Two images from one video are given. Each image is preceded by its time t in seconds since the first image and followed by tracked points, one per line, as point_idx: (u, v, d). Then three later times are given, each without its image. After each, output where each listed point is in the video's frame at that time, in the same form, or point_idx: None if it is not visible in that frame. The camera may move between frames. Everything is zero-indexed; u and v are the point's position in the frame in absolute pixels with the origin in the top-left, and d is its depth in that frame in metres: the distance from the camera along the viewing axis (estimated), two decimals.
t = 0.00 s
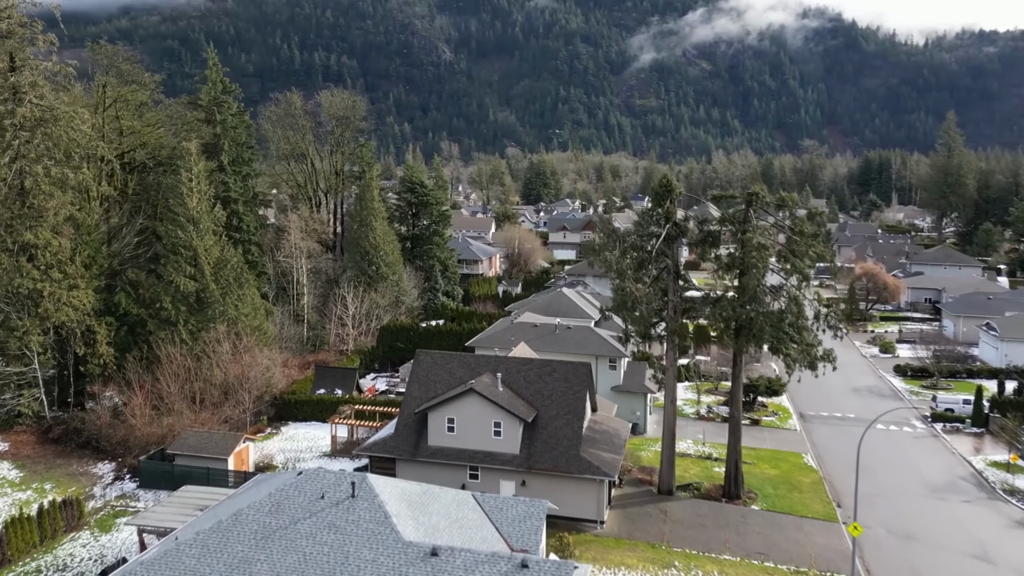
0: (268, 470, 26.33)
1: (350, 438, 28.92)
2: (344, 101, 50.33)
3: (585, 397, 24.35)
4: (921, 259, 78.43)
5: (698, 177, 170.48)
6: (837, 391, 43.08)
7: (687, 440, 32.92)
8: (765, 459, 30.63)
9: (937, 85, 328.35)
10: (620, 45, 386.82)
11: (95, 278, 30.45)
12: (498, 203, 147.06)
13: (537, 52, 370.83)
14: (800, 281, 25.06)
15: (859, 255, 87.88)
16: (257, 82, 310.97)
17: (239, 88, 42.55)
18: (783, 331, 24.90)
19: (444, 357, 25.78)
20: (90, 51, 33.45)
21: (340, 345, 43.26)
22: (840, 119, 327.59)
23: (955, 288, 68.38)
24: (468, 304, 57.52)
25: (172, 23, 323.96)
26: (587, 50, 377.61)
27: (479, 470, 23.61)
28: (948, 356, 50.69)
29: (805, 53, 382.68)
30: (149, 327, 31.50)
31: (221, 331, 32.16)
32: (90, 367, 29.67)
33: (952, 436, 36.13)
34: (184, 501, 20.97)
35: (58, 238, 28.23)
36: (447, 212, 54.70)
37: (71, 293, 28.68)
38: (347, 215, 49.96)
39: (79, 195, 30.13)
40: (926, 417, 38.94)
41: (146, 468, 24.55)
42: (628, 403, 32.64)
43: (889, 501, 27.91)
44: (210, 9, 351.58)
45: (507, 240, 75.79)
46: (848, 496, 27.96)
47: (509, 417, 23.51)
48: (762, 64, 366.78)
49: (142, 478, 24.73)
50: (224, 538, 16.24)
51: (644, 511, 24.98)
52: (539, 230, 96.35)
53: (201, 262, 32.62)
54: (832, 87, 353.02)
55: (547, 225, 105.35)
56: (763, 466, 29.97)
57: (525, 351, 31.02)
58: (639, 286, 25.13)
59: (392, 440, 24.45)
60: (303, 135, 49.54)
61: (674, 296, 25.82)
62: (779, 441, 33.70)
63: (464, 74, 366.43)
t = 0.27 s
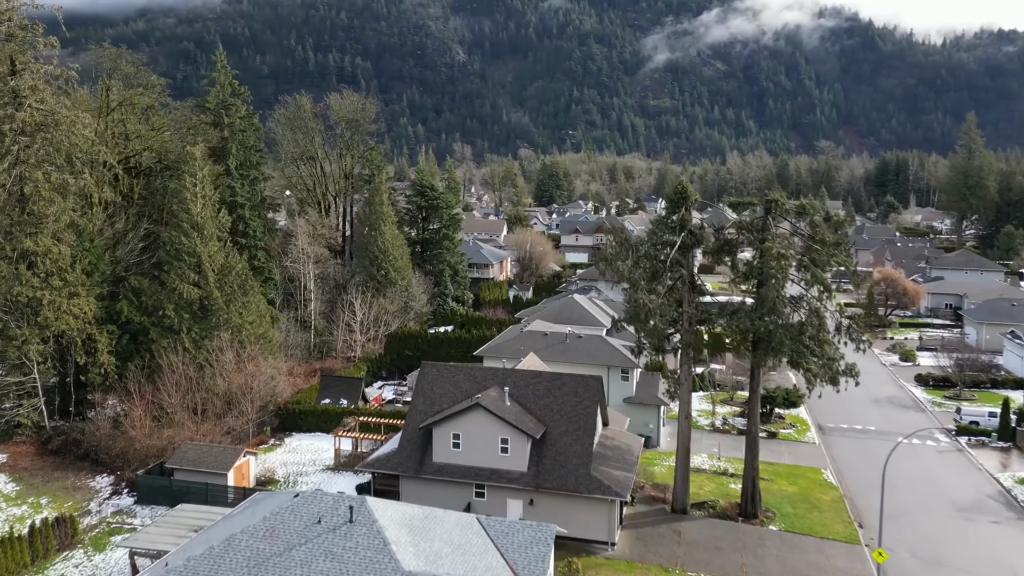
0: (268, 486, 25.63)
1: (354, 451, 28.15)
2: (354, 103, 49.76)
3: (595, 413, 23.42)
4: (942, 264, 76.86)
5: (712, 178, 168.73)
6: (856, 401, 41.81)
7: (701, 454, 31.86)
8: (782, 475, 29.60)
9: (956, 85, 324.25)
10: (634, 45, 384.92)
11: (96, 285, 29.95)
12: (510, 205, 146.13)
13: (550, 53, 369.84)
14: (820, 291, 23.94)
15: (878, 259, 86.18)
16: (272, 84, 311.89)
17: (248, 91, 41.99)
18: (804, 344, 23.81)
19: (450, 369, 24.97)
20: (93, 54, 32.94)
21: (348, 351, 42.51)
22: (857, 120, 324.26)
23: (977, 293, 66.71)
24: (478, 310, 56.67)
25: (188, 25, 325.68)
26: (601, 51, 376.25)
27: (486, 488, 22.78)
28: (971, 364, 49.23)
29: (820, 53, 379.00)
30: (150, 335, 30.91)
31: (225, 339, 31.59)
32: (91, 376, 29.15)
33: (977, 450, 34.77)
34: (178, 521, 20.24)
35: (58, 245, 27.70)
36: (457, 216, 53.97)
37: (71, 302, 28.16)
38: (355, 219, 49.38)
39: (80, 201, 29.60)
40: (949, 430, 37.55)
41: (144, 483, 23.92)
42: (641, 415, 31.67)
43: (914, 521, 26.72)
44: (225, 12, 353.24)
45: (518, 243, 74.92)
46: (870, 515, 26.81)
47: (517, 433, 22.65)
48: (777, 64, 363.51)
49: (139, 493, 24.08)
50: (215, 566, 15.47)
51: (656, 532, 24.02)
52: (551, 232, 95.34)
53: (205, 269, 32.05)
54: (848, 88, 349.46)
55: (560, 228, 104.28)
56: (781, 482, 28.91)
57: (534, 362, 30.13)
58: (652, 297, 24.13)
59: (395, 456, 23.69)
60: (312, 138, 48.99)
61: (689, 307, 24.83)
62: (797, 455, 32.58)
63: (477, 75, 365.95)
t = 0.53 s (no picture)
0: (265, 502, 24.86)
1: (356, 465, 27.36)
2: (361, 105, 49.12)
3: (604, 429, 22.46)
4: (959, 268, 75.36)
5: (725, 180, 167.02)
6: (873, 412, 40.57)
7: (714, 468, 30.85)
8: (798, 492, 28.54)
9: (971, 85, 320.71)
10: (646, 46, 383.21)
11: (94, 293, 29.32)
12: (520, 207, 145.12)
13: (562, 54, 368.78)
14: (840, 303, 22.82)
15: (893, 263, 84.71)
16: (283, 85, 312.46)
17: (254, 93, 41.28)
18: (822, 358, 22.68)
19: (453, 383, 24.14)
20: (93, 57, 32.32)
21: (353, 358, 41.79)
22: (870, 121, 321.24)
23: (996, 299, 65.19)
24: (486, 315, 55.83)
25: (201, 27, 327.01)
26: (612, 51, 374.67)
27: (489, 507, 21.86)
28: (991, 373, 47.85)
29: (834, 53, 375.76)
30: (149, 344, 30.25)
31: (225, 348, 30.88)
32: (88, 387, 28.55)
33: (1000, 464, 33.46)
34: (168, 543, 19.84)
35: (56, 252, 27.10)
36: (465, 220, 53.15)
37: (67, 310, 27.54)
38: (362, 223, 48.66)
39: (77, 207, 29.01)
40: (971, 442, 36.21)
41: (138, 499, 23.20)
42: (651, 428, 30.67)
43: (937, 542, 25.50)
44: (238, 13, 354.47)
45: (527, 247, 74.03)
46: (891, 536, 25.63)
47: (521, 451, 21.73)
48: (790, 64, 360.63)
49: (133, 510, 23.36)
50: None
51: (667, 553, 23.04)
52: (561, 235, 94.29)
53: (205, 276, 31.36)
54: (862, 88, 346.35)
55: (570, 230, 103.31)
56: (797, 500, 27.83)
57: (541, 374, 29.21)
58: (663, 309, 23.13)
59: (396, 473, 22.83)
60: (318, 141, 48.39)
61: (702, 319, 23.80)
62: (814, 470, 31.44)
63: (488, 76, 365.25)
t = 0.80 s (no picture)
0: (258, 519, 24.11)
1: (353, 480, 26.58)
2: (364, 107, 48.48)
3: (609, 447, 21.54)
4: (973, 272, 73.99)
5: (733, 182, 165.43)
6: (888, 423, 39.39)
7: (723, 483, 29.87)
8: (811, 510, 27.51)
9: (982, 85, 317.95)
10: (654, 47, 381.69)
11: (86, 302, 28.68)
12: (527, 209, 144.06)
13: (569, 55, 367.78)
14: (858, 316, 21.70)
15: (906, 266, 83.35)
16: (291, 86, 312.51)
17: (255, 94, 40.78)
18: (838, 373, 21.53)
19: (454, 397, 23.32)
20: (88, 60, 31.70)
21: (354, 366, 40.89)
22: (880, 121, 318.88)
23: (1012, 305, 63.84)
24: (491, 320, 54.97)
25: (209, 29, 327.58)
26: (620, 52, 373.38)
27: (489, 528, 20.98)
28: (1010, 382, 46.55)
29: (844, 54, 373.10)
30: (144, 353, 29.59)
31: (221, 358, 30.16)
32: (80, 397, 27.88)
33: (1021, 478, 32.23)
34: (154, 567, 20.32)
35: (46, 259, 26.47)
36: (470, 224, 52.29)
37: (58, 319, 26.90)
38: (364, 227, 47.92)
39: (69, 213, 28.37)
40: (989, 455, 34.93)
41: (126, 517, 22.51)
42: (658, 441, 29.65)
43: (958, 562, 24.32)
44: (246, 15, 355.00)
45: (534, 251, 73.09)
46: (910, 557, 24.48)
47: (523, 470, 20.85)
48: (799, 65, 358.37)
49: (121, 528, 22.68)
50: None
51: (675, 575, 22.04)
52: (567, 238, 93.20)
53: (201, 283, 30.65)
54: (872, 89, 343.87)
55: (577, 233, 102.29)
56: (810, 518, 26.77)
57: (546, 386, 28.25)
58: (672, 322, 22.17)
59: (392, 491, 21.99)
60: (322, 144, 47.79)
61: (713, 332, 22.83)
62: (827, 485, 30.38)
63: (496, 77, 364.40)
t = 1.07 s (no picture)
0: (247, 538, 23.26)
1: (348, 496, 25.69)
2: (365, 109, 47.65)
3: (612, 466, 20.60)
4: (983, 276, 72.82)
5: (739, 183, 164.26)
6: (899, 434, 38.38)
7: (731, 498, 28.89)
8: (822, 528, 26.53)
9: (990, 86, 315.94)
10: (659, 47, 380.35)
11: (74, 311, 27.83)
12: (531, 210, 143.17)
13: (574, 56, 366.66)
14: (873, 329, 20.67)
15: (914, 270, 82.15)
16: (296, 88, 312.52)
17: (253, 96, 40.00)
18: (852, 389, 20.53)
19: (451, 412, 22.48)
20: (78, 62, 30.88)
21: (352, 374, 40.06)
22: (886, 122, 317.11)
23: None
24: (492, 326, 54.11)
25: (214, 30, 327.78)
26: (625, 53, 372.17)
27: (487, 551, 20.09)
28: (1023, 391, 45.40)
29: (850, 54, 371.40)
30: (134, 363, 28.73)
31: (214, 368, 29.30)
32: (68, 409, 26.96)
33: None
34: None
35: (32, 267, 25.64)
36: (471, 228, 51.46)
37: (44, 329, 26.04)
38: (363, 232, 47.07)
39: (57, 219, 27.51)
40: (1004, 468, 33.91)
41: (110, 536, 21.69)
42: (663, 455, 28.71)
43: None
44: (251, 16, 355.09)
45: (537, 254, 72.12)
46: None
47: (522, 490, 19.95)
48: (805, 65, 356.62)
49: (106, 547, 21.89)
50: None
51: None
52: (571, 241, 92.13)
53: (194, 290, 29.78)
54: (878, 89, 342.04)
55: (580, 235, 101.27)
56: (821, 536, 25.80)
57: (548, 398, 27.31)
58: (678, 335, 21.16)
59: (386, 511, 21.12)
60: (321, 146, 46.93)
61: (721, 346, 21.88)
62: (838, 501, 29.39)
63: (500, 78, 363.77)
